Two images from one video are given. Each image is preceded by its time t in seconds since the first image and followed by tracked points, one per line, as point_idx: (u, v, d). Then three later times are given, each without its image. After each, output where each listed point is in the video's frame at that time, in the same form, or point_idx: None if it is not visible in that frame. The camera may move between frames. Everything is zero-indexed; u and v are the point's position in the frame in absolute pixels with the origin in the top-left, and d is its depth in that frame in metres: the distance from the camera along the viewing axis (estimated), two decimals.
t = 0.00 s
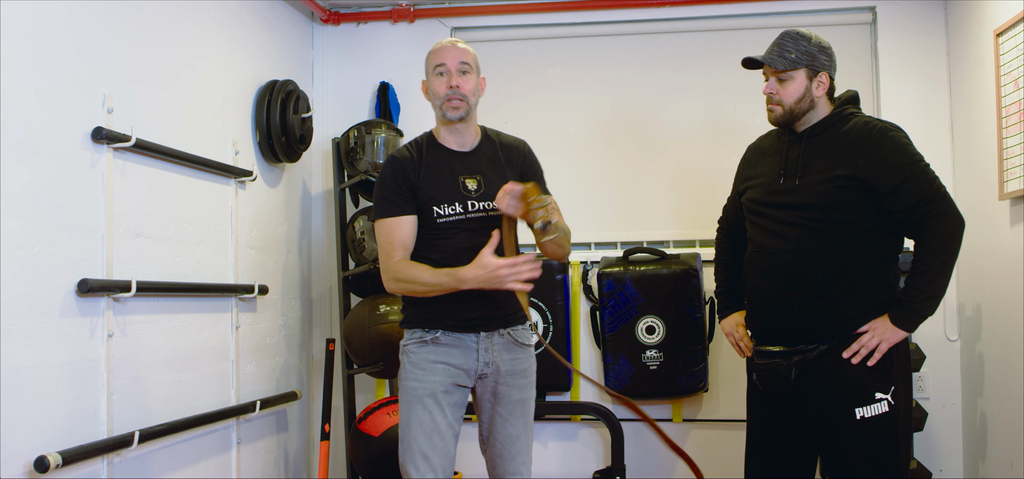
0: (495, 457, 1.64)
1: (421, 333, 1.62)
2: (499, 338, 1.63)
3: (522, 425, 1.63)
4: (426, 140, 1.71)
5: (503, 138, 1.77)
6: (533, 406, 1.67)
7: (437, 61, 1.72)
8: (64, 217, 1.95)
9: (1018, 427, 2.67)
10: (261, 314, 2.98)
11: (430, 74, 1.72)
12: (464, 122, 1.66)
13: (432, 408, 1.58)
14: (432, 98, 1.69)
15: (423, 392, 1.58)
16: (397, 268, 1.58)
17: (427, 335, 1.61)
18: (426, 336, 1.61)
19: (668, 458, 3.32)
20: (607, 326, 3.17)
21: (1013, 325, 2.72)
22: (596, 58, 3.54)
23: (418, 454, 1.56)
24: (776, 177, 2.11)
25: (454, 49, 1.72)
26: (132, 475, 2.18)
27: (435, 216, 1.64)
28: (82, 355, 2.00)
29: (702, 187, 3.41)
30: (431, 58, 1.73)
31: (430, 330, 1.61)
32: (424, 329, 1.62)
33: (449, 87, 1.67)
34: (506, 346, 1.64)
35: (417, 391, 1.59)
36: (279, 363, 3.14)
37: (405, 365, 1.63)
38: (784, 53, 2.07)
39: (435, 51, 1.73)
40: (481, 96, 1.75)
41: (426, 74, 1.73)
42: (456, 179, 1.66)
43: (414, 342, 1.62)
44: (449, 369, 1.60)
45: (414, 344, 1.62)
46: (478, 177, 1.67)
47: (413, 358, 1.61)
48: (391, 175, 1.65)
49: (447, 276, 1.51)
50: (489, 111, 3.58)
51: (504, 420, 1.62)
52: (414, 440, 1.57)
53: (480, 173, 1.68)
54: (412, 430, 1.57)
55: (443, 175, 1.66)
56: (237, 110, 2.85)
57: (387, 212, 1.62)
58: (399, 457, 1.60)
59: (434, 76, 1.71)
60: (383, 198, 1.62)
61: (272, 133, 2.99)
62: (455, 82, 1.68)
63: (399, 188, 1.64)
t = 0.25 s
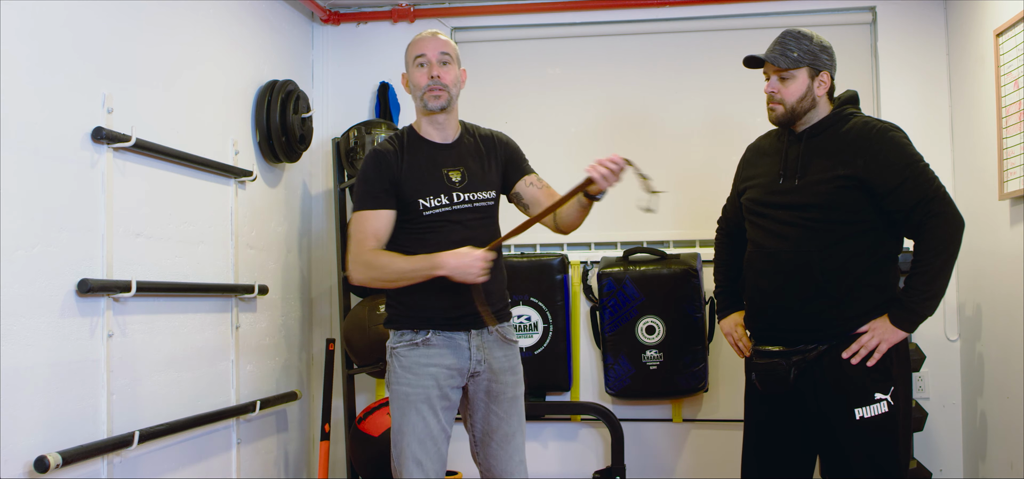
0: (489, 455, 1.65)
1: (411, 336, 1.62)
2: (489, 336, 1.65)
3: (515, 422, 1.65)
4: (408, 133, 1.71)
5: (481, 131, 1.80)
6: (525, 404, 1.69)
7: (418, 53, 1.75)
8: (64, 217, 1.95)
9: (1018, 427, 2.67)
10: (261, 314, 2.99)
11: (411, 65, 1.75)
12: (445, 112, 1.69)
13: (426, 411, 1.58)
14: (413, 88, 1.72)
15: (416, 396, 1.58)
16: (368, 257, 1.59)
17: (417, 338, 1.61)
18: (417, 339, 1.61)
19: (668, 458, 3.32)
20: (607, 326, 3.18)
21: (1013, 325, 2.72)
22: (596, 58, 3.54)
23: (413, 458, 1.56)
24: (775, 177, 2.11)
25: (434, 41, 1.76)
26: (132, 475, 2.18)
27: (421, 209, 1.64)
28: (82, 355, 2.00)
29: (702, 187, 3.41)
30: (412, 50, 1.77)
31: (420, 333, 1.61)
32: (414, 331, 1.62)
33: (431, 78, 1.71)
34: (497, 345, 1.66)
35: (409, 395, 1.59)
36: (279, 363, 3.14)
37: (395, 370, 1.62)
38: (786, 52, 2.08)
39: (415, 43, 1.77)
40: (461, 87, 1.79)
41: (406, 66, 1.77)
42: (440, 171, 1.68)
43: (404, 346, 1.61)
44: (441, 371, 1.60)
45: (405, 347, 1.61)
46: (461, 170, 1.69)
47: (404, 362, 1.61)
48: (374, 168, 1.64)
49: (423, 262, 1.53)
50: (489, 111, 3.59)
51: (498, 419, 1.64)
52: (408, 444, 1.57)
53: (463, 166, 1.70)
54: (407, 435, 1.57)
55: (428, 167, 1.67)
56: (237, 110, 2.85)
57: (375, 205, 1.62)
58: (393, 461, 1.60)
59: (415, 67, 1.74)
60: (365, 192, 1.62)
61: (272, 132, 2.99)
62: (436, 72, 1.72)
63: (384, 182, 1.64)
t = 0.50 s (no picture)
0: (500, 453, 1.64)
1: (411, 339, 1.62)
2: (487, 335, 1.66)
3: (524, 417, 1.64)
4: (404, 135, 1.71)
5: (477, 133, 1.81)
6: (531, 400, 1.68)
7: (415, 52, 1.79)
8: (64, 217, 1.95)
9: (1018, 427, 2.67)
10: (261, 314, 2.99)
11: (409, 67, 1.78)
12: (443, 114, 1.69)
13: (428, 413, 1.58)
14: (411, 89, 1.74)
15: (419, 399, 1.58)
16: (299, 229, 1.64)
17: (418, 340, 1.61)
18: (417, 342, 1.61)
19: (668, 458, 3.32)
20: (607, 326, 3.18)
21: (1013, 325, 2.72)
22: (596, 58, 3.54)
23: (419, 460, 1.56)
24: (776, 177, 2.11)
25: (430, 42, 1.79)
26: (132, 476, 2.18)
27: (418, 211, 1.64)
28: (82, 355, 2.00)
29: (702, 187, 3.41)
30: (409, 53, 1.80)
31: (420, 335, 1.61)
32: (414, 334, 1.62)
33: (428, 77, 1.73)
34: (496, 343, 1.67)
35: (412, 398, 1.59)
36: (279, 363, 3.14)
37: (397, 373, 1.62)
38: (789, 52, 2.08)
39: (412, 46, 1.80)
40: (459, 87, 1.81)
41: (404, 66, 1.80)
42: (436, 173, 1.68)
43: (404, 349, 1.62)
44: (443, 372, 1.60)
45: (405, 351, 1.61)
46: (458, 171, 1.69)
47: (404, 365, 1.61)
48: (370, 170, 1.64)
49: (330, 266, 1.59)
50: (489, 110, 3.58)
51: (503, 419, 1.63)
52: (413, 446, 1.57)
53: (460, 167, 1.71)
54: (410, 438, 1.56)
55: (424, 168, 1.67)
56: (237, 110, 2.85)
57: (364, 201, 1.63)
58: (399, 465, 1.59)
59: (414, 69, 1.77)
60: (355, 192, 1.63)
61: (272, 132, 2.99)
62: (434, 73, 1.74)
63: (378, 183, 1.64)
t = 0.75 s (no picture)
0: (494, 460, 1.64)
1: (414, 339, 1.61)
2: (492, 340, 1.65)
3: (521, 426, 1.64)
4: (421, 131, 1.72)
5: (497, 136, 1.80)
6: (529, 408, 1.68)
7: (437, 49, 1.72)
8: (63, 217, 1.95)
9: (1018, 427, 2.67)
10: (261, 314, 2.99)
11: (428, 69, 1.73)
12: (461, 120, 1.70)
13: (429, 416, 1.58)
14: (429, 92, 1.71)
15: (419, 401, 1.58)
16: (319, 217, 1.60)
17: (421, 341, 1.60)
18: (421, 343, 1.60)
19: (668, 458, 3.32)
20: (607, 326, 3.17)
21: (1013, 325, 2.72)
22: (596, 58, 3.54)
23: (415, 463, 1.56)
24: (775, 178, 2.11)
25: (452, 45, 1.73)
26: (132, 476, 2.18)
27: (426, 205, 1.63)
28: (82, 356, 2.00)
29: (702, 187, 3.41)
30: (428, 54, 1.74)
31: (424, 336, 1.60)
32: (417, 334, 1.61)
33: (448, 81, 1.69)
34: (501, 347, 1.66)
35: (413, 399, 1.58)
36: (279, 363, 3.15)
37: (399, 373, 1.61)
38: (786, 54, 2.05)
39: (433, 46, 1.74)
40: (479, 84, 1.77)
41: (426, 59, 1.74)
42: (449, 170, 1.67)
43: (408, 349, 1.61)
44: (445, 375, 1.59)
45: (408, 351, 1.60)
46: (471, 170, 1.69)
47: (407, 366, 1.60)
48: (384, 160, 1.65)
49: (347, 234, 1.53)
50: (489, 110, 3.58)
51: (504, 424, 1.63)
52: (410, 448, 1.57)
53: (474, 166, 1.70)
54: (410, 440, 1.56)
55: (437, 165, 1.66)
56: (237, 110, 2.85)
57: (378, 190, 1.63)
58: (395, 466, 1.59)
59: (433, 71, 1.72)
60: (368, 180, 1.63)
61: (272, 132, 2.99)
62: (455, 80, 1.69)
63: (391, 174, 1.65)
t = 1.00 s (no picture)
0: (513, 459, 1.66)
1: (440, 338, 1.60)
2: (517, 339, 1.65)
3: (542, 427, 1.65)
4: (453, 130, 1.72)
5: (525, 138, 1.81)
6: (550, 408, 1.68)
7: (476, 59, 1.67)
8: (63, 217, 1.95)
9: (1018, 427, 2.67)
10: (261, 314, 2.98)
11: (466, 79, 1.68)
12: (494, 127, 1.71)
13: (451, 416, 1.59)
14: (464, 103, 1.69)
15: (442, 401, 1.58)
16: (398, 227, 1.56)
17: (446, 341, 1.60)
18: (446, 342, 1.60)
19: (668, 458, 3.32)
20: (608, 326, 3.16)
21: (1013, 325, 2.73)
22: (596, 58, 3.54)
23: (436, 461, 1.58)
24: (772, 180, 2.11)
25: (492, 56, 1.67)
26: (132, 476, 2.18)
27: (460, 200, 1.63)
28: (82, 356, 2.00)
29: (702, 187, 3.41)
30: (467, 62, 1.69)
31: (449, 336, 1.60)
32: (443, 333, 1.60)
33: (486, 93, 1.66)
34: (525, 347, 1.66)
35: (436, 398, 1.59)
36: (279, 363, 3.14)
37: (423, 372, 1.61)
38: (780, 61, 2.04)
39: (472, 54, 1.68)
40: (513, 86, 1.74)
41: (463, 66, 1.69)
42: (483, 167, 1.68)
43: (433, 349, 1.60)
44: (469, 375, 1.59)
45: (433, 350, 1.60)
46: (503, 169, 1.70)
47: (432, 365, 1.60)
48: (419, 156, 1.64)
49: (446, 213, 1.48)
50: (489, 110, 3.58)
51: (526, 424, 1.64)
52: (432, 447, 1.59)
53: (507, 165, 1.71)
54: (432, 439, 1.58)
55: (472, 163, 1.67)
56: (237, 110, 2.85)
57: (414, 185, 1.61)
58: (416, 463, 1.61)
59: (470, 82, 1.68)
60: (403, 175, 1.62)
61: (272, 133, 3.00)
62: (493, 96, 1.66)
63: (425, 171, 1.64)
